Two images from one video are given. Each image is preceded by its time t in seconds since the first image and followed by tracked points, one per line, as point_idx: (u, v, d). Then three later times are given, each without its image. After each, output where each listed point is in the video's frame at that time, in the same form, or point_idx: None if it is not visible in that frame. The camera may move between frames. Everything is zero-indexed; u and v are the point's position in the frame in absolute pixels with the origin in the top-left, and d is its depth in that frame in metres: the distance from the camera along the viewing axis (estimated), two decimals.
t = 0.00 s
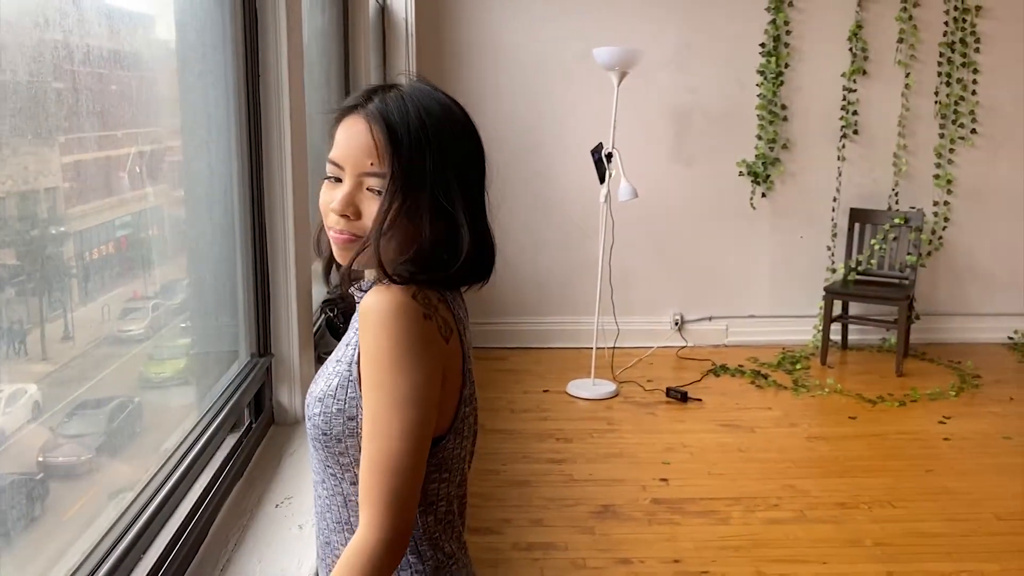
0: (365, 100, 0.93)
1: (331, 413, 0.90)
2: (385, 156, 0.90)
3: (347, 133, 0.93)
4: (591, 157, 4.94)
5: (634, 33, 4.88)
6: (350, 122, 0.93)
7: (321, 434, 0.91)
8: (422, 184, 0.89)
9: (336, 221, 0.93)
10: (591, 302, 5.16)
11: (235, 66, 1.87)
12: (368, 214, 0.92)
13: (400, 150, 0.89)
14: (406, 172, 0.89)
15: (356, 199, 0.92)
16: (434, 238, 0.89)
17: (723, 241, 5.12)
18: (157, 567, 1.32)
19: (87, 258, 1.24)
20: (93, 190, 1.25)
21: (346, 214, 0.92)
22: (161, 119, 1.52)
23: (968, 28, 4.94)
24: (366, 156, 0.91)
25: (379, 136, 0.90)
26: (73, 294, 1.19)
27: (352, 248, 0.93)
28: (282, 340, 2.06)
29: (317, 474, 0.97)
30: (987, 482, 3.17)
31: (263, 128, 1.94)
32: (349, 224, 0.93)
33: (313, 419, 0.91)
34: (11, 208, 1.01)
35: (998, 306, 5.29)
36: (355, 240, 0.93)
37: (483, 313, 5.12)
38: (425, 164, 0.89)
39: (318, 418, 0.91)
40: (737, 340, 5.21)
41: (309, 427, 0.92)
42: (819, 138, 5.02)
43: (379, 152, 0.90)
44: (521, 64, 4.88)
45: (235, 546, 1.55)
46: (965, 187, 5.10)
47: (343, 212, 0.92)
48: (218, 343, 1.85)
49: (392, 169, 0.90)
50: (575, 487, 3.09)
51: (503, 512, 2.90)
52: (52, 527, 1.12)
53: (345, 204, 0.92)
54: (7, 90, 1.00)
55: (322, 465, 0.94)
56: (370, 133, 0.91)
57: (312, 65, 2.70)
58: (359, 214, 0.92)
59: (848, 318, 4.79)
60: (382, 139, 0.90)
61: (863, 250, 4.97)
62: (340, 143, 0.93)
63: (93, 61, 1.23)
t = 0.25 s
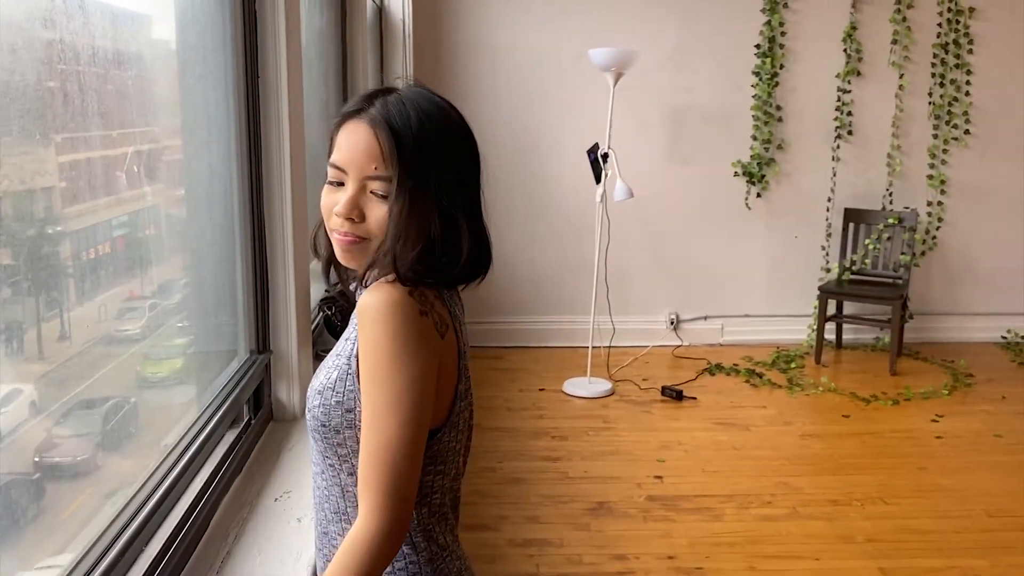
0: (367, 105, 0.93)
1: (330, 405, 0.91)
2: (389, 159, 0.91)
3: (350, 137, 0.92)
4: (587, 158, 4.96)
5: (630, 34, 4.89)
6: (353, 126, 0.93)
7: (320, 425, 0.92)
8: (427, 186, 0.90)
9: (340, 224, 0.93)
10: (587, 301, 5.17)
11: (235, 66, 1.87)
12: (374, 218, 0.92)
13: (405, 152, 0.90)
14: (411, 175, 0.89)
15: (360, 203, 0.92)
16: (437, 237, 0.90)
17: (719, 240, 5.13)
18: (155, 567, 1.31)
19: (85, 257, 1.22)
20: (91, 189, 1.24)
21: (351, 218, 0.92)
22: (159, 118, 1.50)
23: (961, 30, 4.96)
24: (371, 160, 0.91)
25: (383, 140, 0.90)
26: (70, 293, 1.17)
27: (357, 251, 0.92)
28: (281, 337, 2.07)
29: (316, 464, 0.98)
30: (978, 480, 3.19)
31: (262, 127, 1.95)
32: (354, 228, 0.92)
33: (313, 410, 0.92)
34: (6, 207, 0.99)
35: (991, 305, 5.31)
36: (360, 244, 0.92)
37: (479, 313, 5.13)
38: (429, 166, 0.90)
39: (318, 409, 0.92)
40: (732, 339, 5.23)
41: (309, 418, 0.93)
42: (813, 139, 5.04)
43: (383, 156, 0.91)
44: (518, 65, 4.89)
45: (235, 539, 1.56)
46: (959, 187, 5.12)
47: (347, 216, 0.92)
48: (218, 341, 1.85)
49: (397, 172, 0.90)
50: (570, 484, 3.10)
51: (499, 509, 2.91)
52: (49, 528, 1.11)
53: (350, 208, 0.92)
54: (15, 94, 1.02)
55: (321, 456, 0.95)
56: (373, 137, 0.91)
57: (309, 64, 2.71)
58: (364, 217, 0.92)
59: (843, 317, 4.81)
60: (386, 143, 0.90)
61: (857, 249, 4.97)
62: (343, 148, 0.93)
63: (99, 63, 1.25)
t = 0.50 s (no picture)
0: (371, 107, 0.95)
1: (332, 398, 0.92)
2: (397, 159, 0.92)
3: (356, 137, 0.93)
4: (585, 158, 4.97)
5: (628, 34, 4.90)
6: (359, 126, 0.94)
7: (323, 418, 0.93)
8: (434, 187, 0.91)
9: (345, 222, 0.93)
10: (585, 301, 5.18)
11: (238, 65, 1.88)
12: (379, 217, 0.93)
13: (413, 154, 0.92)
14: (420, 176, 0.91)
15: (366, 201, 0.92)
16: (443, 237, 0.92)
17: (716, 240, 5.14)
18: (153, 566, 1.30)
19: (85, 256, 1.21)
20: (89, 187, 1.22)
21: (356, 215, 0.93)
22: (158, 116, 1.49)
23: (957, 31, 4.97)
24: (378, 159, 0.92)
25: (390, 141, 0.92)
26: (69, 293, 1.16)
27: (363, 249, 0.93)
28: (282, 334, 2.08)
29: (318, 455, 0.99)
30: (973, 477, 3.20)
31: (262, 125, 1.95)
32: (360, 225, 0.93)
33: (315, 403, 0.93)
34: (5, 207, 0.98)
35: (986, 305, 5.33)
36: (365, 242, 0.93)
37: (477, 312, 5.14)
38: (436, 167, 0.92)
39: (320, 402, 0.93)
40: (730, 338, 5.24)
41: (312, 411, 0.94)
42: (810, 139, 5.05)
43: (390, 156, 0.92)
44: (517, 65, 4.90)
45: (237, 532, 1.58)
46: (955, 187, 5.14)
47: (353, 213, 0.92)
48: (220, 338, 1.86)
49: (406, 172, 0.91)
50: (568, 481, 3.11)
51: (497, 505, 2.92)
52: (47, 528, 1.09)
53: (356, 206, 0.92)
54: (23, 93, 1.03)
55: (323, 447, 0.96)
56: (381, 137, 0.92)
57: (309, 64, 2.72)
58: (370, 215, 0.93)
59: (839, 316, 4.82)
60: (393, 144, 0.92)
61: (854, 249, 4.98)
62: (348, 147, 0.94)
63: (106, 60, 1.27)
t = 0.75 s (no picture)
0: (378, 107, 0.96)
1: (337, 391, 0.93)
2: (404, 158, 0.93)
3: (364, 135, 0.94)
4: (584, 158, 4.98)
5: (627, 35, 4.91)
6: (367, 125, 0.95)
7: (327, 411, 0.94)
8: (440, 187, 0.93)
9: (350, 217, 0.94)
10: (585, 300, 5.19)
11: (241, 65, 1.89)
12: (385, 214, 0.94)
13: (420, 154, 0.93)
14: (426, 175, 0.92)
15: (372, 198, 0.93)
16: (447, 235, 0.93)
17: (715, 239, 5.15)
18: (157, 560, 1.30)
19: (85, 255, 1.20)
20: (89, 187, 1.21)
21: (362, 211, 0.93)
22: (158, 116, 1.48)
23: (954, 31, 4.98)
24: (384, 157, 0.93)
25: (398, 140, 0.93)
26: (69, 293, 1.15)
27: (368, 244, 0.94)
28: (284, 331, 2.09)
29: (321, 448, 1.00)
30: (968, 474, 3.21)
31: (267, 124, 1.97)
32: (365, 222, 0.94)
33: (319, 396, 0.94)
34: (6, 207, 0.98)
35: (984, 303, 5.34)
36: (370, 237, 0.94)
37: (477, 310, 5.15)
38: (441, 167, 0.93)
39: (324, 395, 0.94)
40: (729, 336, 5.25)
41: (316, 404, 0.95)
42: (808, 139, 5.06)
43: (397, 154, 0.93)
44: (517, 65, 4.91)
45: (240, 525, 1.59)
46: (952, 186, 5.15)
47: (359, 209, 0.93)
48: (223, 337, 1.87)
49: (412, 170, 0.92)
50: (566, 478, 3.12)
51: (496, 502, 2.93)
52: (49, 527, 1.09)
53: (363, 202, 0.93)
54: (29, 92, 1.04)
55: (326, 440, 0.97)
56: (388, 136, 0.93)
57: (312, 67, 2.74)
58: (375, 211, 0.94)
59: (837, 315, 4.83)
60: (400, 143, 0.93)
61: (852, 248, 5.01)
62: (356, 145, 0.95)
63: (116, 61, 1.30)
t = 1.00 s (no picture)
0: (385, 104, 0.97)
1: (345, 384, 0.94)
2: (411, 155, 0.94)
3: (372, 131, 0.95)
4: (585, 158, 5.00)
5: (628, 34, 4.92)
6: (375, 122, 0.96)
7: (335, 404, 0.95)
8: (447, 185, 0.94)
9: (358, 211, 0.95)
10: (586, 299, 5.20)
11: (246, 64, 1.91)
12: (393, 208, 0.95)
13: (428, 153, 0.94)
14: (434, 173, 0.94)
15: (380, 193, 0.95)
16: (454, 232, 0.94)
17: (716, 237, 5.16)
18: (165, 552, 1.32)
19: (85, 255, 1.18)
20: (90, 185, 1.20)
21: (370, 206, 0.95)
22: (159, 114, 1.47)
23: (954, 31, 4.99)
24: (392, 154, 0.94)
25: (405, 136, 0.94)
26: (71, 291, 1.14)
27: (375, 238, 0.95)
28: (289, 328, 2.10)
29: (327, 440, 1.01)
30: (967, 471, 3.22)
31: (271, 123, 1.98)
32: (372, 217, 0.95)
33: (327, 389, 0.95)
34: (8, 207, 0.97)
35: (983, 302, 5.35)
36: (377, 232, 0.95)
37: (478, 309, 5.16)
38: (447, 165, 0.95)
39: (332, 388, 0.95)
40: (729, 335, 5.25)
41: (323, 397, 0.96)
42: (808, 138, 5.07)
43: (405, 150, 0.94)
44: (518, 64, 4.92)
45: (246, 516, 1.60)
46: (952, 185, 5.16)
47: (367, 203, 0.94)
48: (228, 335, 1.88)
49: (419, 167, 0.94)
50: (567, 475, 3.13)
51: (497, 498, 2.94)
52: (50, 525, 1.07)
53: (370, 197, 0.94)
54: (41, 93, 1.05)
55: (333, 432, 0.98)
56: (396, 133, 0.95)
57: (315, 67, 2.75)
58: (383, 206, 0.95)
59: (836, 313, 4.84)
60: (408, 140, 0.94)
61: (851, 247, 5.02)
62: (364, 140, 0.96)
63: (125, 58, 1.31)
